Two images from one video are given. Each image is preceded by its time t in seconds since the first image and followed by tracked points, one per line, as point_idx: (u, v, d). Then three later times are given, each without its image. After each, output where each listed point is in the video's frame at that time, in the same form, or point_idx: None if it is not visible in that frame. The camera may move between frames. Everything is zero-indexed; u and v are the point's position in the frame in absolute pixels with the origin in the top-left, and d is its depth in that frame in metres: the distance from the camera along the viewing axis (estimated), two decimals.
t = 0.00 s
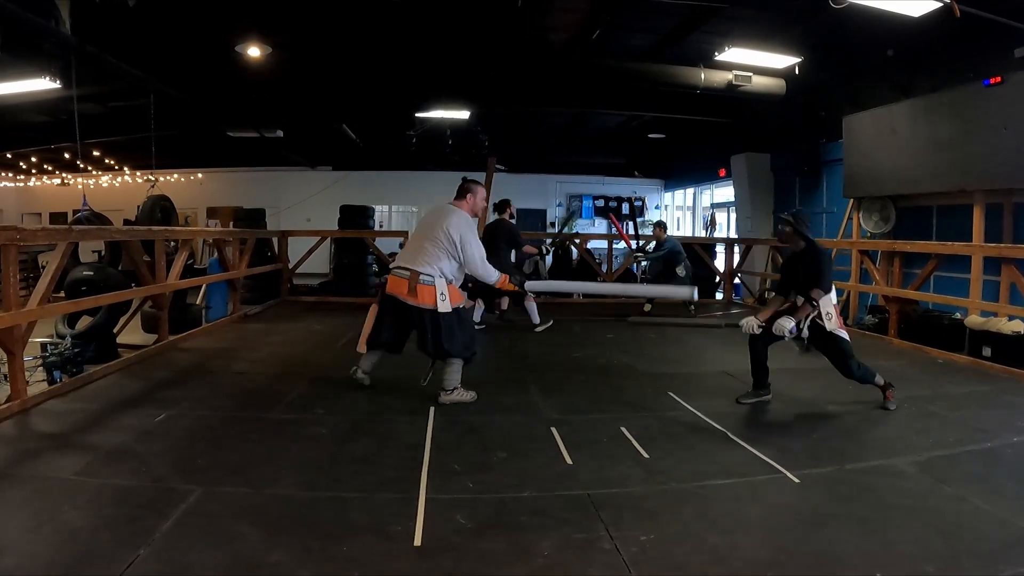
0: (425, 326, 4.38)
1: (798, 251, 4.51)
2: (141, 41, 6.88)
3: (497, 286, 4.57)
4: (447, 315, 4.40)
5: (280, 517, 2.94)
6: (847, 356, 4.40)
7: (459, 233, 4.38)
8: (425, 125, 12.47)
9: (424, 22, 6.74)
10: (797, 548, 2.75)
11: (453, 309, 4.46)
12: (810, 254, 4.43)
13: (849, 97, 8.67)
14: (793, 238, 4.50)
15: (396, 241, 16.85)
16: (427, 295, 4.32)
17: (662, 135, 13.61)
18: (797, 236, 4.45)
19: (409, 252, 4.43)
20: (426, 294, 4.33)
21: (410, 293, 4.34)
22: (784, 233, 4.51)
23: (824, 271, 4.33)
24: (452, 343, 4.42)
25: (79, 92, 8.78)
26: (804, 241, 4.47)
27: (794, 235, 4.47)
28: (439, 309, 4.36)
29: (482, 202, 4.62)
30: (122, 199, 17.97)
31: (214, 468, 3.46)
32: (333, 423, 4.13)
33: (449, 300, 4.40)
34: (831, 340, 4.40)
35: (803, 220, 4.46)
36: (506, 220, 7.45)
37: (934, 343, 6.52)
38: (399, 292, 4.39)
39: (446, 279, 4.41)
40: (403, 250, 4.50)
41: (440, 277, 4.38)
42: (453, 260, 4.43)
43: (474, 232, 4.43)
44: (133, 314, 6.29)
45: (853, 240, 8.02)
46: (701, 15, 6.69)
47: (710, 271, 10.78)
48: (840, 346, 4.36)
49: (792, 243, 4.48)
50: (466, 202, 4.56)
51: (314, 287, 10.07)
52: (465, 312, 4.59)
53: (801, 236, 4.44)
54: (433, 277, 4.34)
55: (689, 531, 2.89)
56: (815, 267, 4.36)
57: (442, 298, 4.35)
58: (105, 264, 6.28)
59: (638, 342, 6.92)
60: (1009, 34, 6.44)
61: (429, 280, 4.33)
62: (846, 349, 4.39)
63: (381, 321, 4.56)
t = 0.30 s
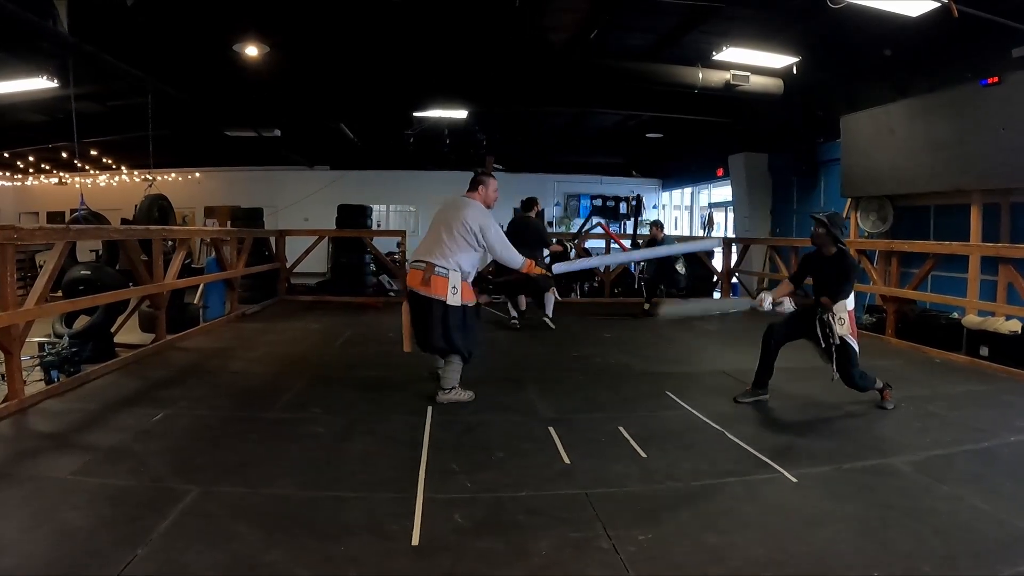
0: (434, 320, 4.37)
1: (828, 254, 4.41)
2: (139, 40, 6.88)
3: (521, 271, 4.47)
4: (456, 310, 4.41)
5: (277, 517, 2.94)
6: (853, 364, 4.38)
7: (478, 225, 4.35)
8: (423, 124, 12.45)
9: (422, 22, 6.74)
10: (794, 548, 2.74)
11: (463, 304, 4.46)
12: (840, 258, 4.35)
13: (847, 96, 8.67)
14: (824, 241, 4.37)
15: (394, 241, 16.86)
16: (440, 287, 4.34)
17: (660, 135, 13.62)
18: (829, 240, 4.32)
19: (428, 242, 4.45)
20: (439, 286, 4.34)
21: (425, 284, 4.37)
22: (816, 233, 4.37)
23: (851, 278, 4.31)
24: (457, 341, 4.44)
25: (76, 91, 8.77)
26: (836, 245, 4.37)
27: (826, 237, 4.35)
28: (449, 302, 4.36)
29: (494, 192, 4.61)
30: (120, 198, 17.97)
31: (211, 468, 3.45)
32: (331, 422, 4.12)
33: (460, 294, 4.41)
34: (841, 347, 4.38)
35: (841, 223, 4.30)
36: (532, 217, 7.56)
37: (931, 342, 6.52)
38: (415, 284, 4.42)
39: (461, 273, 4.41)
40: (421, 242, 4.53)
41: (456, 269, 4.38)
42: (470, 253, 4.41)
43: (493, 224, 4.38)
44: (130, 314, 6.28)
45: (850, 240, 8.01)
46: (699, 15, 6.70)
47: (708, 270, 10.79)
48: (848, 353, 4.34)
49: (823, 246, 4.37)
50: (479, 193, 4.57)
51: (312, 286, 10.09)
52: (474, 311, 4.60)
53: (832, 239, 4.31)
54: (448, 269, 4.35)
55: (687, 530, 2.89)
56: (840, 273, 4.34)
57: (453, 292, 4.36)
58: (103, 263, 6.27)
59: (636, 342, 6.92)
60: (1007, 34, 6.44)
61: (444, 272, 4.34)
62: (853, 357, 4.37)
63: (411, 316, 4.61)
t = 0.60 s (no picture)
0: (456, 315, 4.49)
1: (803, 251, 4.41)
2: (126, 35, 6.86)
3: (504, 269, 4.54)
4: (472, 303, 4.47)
5: (267, 515, 2.93)
6: (842, 361, 4.43)
7: (467, 228, 4.42)
8: (413, 121, 12.45)
9: (410, 19, 6.75)
10: (783, 545, 2.75)
11: (479, 296, 4.50)
12: (813, 255, 4.35)
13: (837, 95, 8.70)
14: (798, 238, 4.38)
15: (383, 239, 16.84)
16: (448, 287, 4.41)
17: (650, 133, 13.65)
18: (802, 237, 4.32)
19: (429, 250, 4.58)
20: (447, 286, 4.42)
21: (433, 290, 4.48)
22: (790, 232, 4.38)
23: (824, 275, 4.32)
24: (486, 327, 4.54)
25: (62, 86, 8.71)
26: (810, 242, 4.36)
27: (801, 234, 4.34)
28: (463, 298, 4.42)
29: (495, 198, 4.64)
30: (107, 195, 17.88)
31: (200, 465, 3.43)
32: (321, 419, 4.12)
33: (471, 288, 4.46)
34: (831, 342, 4.42)
35: (813, 221, 4.31)
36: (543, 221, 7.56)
37: (920, 339, 6.55)
38: (425, 290, 4.54)
39: (466, 270, 4.47)
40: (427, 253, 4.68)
41: (460, 268, 4.45)
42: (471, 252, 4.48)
43: (484, 223, 4.46)
44: (118, 311, 6.24)
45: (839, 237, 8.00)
46: (689, 13, 6.72)
47: (698, 267, 10.79)
48: (838, 350, 4.38)
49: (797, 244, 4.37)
50: (479, 201, 4.62)
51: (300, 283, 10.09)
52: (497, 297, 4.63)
53: (807, 237, 4.31)
54: (451, 270, 4.43)
55: (676, 526, 2.89)
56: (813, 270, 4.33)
57: (464, 287, 4.42)
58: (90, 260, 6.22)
59: (624, 338, 6.93)
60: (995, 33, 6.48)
61: (448, 273, 4.42)
62: (843, 354, 4.42)
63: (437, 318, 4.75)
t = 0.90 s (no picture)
0: (483, 329, 4.55)
1: (811, 256, 4.40)
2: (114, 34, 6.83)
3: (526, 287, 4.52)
4: (500, 318, 4.54)
5: (259, 515, 2.92)
6: (846, 367, 4.31)
7: (486, 246, 4.47)
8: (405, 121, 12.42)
9: (400, 19, 6.76)
10: (776, 543, 2.75)
11: (505, 310, 4.58)
12: (820, 259, 4.33)
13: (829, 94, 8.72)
14: (806, 245, 4.42)
15: (375, 238, 16.92)
16: (475, 306, 4.48)
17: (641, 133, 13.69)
18: (809, 243, 4.37)
19: (448, 269, 4.62)
20: (473, 305, 4.48)
21: (459, 309, 4.53)
22: (798, 239, 4.44)
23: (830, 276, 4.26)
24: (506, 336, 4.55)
25: (52, 84, 8.69)
26: (818, 248, 4.37)
27: (808, 242, 4.40)
28: (490, 314, 4.50)
29: (509, 211, 4.67)
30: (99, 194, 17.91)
31: (192, 466, 3.42)
32: (312, 419, 4.11)
33: (496, 303, 4.53)
34: (830, 350, 4.31)
35: (820, 228, 4.37)
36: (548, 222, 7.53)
37: (911, 337, 6.58)
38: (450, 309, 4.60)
39: (488, 286, 4.53)
40: (445, 271, 4.71)
41: (482, 285, 4.51)
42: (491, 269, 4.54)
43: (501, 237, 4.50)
44: (109, 311, 6.22)
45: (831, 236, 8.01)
46: (681, 13, 6.73)
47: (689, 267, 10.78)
48: (839, 357, 4.27)
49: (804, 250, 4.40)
50: (493, 215, 4.65)
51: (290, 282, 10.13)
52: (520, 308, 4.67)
53: (815, 244, 4.36)
54: (474, 288, 4.48)
55: (668, 525, 2.90)
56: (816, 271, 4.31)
57: (490, 303, 4.49)
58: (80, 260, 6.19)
59: (615, 337, 6.96)
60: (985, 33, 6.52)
61: (473, 291, 4.48)
62: (846, 360, 4.30)
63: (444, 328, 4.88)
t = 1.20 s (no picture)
0: (476, 327, 4.51)
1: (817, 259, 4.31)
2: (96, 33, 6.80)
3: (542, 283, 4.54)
4: (496, 315, 4.51)
5: (247, 516, 2.90)
6: (840, 368, 4.32)
7: (494, 241, 4.45)
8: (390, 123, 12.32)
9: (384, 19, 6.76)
10: (763, 541, 2.76)
11: (503, 308, 4.54)
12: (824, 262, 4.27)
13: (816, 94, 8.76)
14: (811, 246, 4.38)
15: (361, 238, 17.00)
16: (472, 300, 4.45)
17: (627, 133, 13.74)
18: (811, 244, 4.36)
19: (452, 261, 4.58)
20: (471, 300, 4.45)
21: (457, 302, 4.50)
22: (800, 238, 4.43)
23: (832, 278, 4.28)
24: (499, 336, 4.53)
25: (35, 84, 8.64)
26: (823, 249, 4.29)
27: (810, 240, 4.38)
28: (488, 310, 4.47)
29: (517, 210, 4.66)
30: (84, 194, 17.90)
31: (179, 467, 3.40)
32: (299, 419, 4.09)
33: (495, 299, 4.49)
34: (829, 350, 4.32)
35: (821, 228, 4.36)
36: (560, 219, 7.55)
37: (896, 336, 6.62)
38: (446, 302, 4.57)
39: (490, 281, 4.50)
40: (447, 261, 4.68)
41: (483, 281, 4.47)
42: (495, 265, 4.51)
43: (512, 235, 4.47)
44: (95, 312, 6.18)
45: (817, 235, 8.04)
46: (669, 13, 6.75)
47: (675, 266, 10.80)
48: (837, 357, 4.27)
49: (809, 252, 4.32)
50: (500, 212, 4.61)
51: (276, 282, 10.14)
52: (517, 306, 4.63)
53: (815, 242, 4.35)
54: (475, 282, 4.45)
55: (656, 524, 2.90)
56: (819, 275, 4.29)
57: (488, 300, 4.46)
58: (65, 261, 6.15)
59: (601, 336, 6.99)
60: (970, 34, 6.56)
61: (473, 286, 4.45)
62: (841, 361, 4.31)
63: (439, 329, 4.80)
